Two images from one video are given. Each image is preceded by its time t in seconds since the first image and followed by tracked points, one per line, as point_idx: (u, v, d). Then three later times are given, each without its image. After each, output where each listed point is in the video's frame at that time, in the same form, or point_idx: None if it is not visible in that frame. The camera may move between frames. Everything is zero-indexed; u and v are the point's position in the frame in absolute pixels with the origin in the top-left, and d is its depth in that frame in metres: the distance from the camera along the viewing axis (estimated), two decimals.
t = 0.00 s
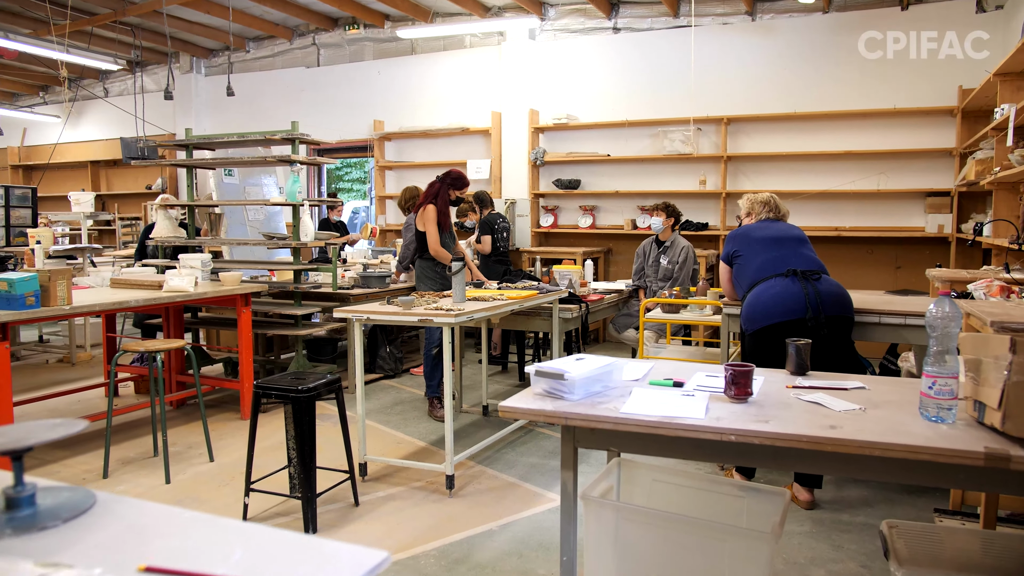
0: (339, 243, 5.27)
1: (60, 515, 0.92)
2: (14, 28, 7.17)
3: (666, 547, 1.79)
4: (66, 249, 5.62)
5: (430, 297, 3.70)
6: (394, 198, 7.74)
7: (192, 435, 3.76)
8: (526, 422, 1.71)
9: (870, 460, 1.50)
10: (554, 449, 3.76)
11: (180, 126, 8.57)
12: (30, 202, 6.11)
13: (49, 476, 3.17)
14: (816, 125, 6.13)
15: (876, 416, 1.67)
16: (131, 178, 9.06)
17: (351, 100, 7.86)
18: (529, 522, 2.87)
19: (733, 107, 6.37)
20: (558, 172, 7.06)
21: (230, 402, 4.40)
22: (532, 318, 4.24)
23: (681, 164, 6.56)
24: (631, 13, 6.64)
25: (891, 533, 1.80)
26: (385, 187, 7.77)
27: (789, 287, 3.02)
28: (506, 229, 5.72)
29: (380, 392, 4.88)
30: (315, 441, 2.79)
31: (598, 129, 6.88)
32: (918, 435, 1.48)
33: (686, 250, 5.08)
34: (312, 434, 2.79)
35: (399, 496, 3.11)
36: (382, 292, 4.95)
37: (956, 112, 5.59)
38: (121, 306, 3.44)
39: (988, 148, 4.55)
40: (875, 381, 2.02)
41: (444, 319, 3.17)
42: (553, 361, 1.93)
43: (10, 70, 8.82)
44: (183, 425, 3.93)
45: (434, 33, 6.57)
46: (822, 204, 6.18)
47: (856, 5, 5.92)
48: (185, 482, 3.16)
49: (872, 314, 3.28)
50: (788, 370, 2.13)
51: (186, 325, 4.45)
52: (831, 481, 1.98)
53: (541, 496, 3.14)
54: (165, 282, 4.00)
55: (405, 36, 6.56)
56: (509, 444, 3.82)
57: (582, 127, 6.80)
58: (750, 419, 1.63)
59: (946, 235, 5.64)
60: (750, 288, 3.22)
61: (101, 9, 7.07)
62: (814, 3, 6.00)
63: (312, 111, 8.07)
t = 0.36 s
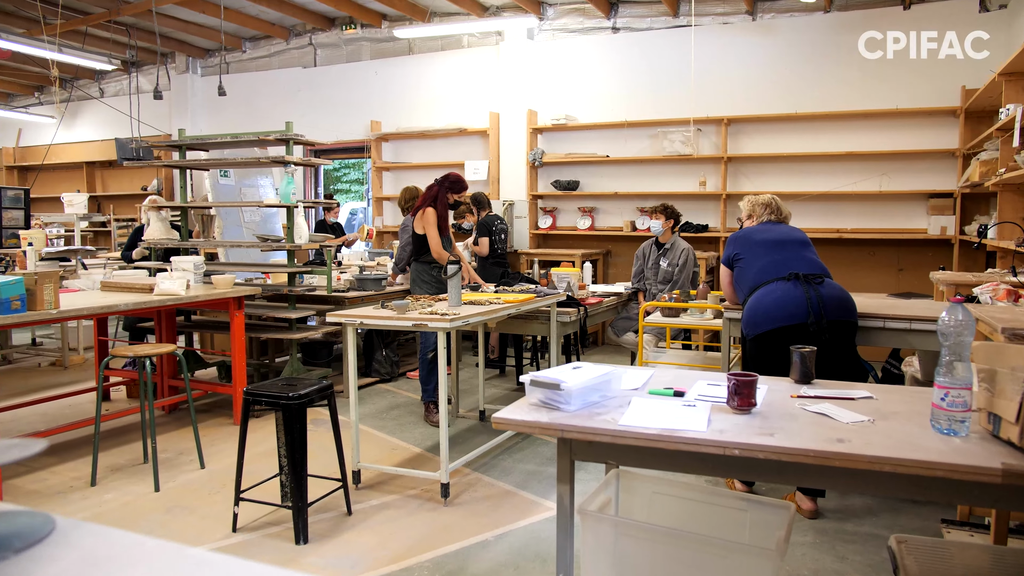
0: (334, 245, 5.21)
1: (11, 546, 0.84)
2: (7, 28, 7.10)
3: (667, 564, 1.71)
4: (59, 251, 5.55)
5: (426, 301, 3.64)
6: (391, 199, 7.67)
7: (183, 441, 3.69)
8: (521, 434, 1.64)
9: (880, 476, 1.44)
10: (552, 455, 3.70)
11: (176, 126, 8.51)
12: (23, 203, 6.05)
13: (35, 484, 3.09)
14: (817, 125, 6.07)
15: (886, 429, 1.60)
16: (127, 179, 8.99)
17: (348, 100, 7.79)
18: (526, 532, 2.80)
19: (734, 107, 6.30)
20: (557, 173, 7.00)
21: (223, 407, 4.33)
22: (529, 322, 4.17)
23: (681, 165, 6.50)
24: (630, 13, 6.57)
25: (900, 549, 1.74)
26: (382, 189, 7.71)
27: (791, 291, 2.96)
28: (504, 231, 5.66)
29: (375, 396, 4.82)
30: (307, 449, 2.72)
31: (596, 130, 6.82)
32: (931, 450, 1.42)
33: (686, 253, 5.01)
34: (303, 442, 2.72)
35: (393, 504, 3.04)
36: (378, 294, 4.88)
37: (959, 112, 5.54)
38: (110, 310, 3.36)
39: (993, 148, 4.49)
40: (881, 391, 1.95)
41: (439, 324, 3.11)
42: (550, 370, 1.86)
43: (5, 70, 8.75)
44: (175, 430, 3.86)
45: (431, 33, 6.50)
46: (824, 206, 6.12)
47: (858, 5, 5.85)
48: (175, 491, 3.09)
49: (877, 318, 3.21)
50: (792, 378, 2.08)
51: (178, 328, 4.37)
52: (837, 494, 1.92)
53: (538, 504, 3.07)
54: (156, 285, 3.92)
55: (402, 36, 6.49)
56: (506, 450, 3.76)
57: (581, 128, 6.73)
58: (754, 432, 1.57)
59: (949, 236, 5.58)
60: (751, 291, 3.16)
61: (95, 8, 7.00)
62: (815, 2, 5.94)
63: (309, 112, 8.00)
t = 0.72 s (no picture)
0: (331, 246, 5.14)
1: None
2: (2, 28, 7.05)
3: None
4: (52, 253, 5.49)
5: (422, 304, 3.57)
6: (389, 201, 7.61)
7: (176, 447, 3.62)
8: (517, 446, 1.58)
9: (892, 491, 1.38)
10: (551, 462, 3.63)
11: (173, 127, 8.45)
12: (16, 205, 5.99)
13: (23, 492, 2.99)
14: (819, 126, 6.01)
15: (897, 441, 1.55)
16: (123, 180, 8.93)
17: (345, 101, 7.73)
18: (525, 541, 2.73)
19: (735, 108, 6.23)
20: (556, 174, 6.94)
21: (217, 411, 4.26)
22: (528, 326, 4.11)
23: (682, 166, 6.43)
24: (630, 12, 6.50)
25: (911, 565, 1.67)
26: (380, 190, 7.65)
27: (795, 294, 2.90)
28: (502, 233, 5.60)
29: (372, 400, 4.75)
30: (300, 457, 2.65)
31: (596, 131, 6.76)
32: (946, 465, 1.36)
33: (686, 255, 4.94)
34: (296, 450, 2.66)
35: (389, 512, 2.98)
36: (375, 297, 4.81)
37: (964, 112, 5.47)
38: (101, 314, 3.28)
39: (998, 149, 4.43)
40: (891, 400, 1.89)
41: (435, 328, 3.04)
42: (547, 379, 1.80)
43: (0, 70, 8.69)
44: (168, 435, 3.79)
45: (430, 32, 6.43)
46: (826, 207, 6.06)
47: (860, 4, 5.79)
48: (166, 498, 3.00)
49: (882, 322, 3.14)
50: (798, 387, 2.02)
51: (172, 332, 4.27)
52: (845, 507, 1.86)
53: (537, 512, 3.01)
54: (149, 288, 3.83)
55: (399, 35, 6.42)
56: (505, 456, 3.69)
57: (580, 128, 6.67)
58: (760, 445, 1.51)
59: (953, 238, 5.51)
60: (754, 294, 3.09)
61: (90, 8, 6.93)
62: (817, 1, 5.87)
63: (306, 113, 7.94)
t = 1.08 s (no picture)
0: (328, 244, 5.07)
1: None
2: None
3: None
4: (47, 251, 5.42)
5: (419, 303, 3.51)
6: (388, 198, 7.55)
7: (170, 448, 3.56)
8: (514, 451, 1.52)
9: (905, 500, 1.33)
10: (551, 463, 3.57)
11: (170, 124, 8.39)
12: (11, 203, 5.93)
13: (13, 494, 2.90)
14: (821, 122, 5.94)
15: (912, 446, 1.48)
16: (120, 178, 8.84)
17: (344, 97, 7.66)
18: (524, 546, 2.67)
19: (737, 104, 6.16)
20: (556, 171, 6.88)
21: (212, 411, 4.20)
22: (527, 325, 4.05)
23: (684, 163, 6.37)
24: (631, 8, 6.43)
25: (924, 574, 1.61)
26: (379, 188, 7.58)
27: (799, 293, 2.83)
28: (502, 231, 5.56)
29: (371, 399, 4.70)
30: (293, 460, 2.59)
31: (597, 128, 6.68)
32: (965, 473, 1.30)
33: (689, 253, 4.86)
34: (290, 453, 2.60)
35: (385, 516, 2.92)
36: (373, 295, 4.75)
37: (970, 108, 5.40)
38: (92, 312, 3.21)
39: (1005, 145, 4.36)
40: (902, 403, 1.83)
41: (431, 328, 2.98)
42: (546, 381, 1.74)
43: None
44: (162, 436, 3.72)
45: (429, 28, 6.36)
46: (830, 204, 5.99)
47: None
48: (159, 501, 2.92)
49: (889, 321, 3.08)
50: (806, 389, 1.98)
51: (167, 331, 4.19)
52: (853, 514, 1.81)
53: (537, 515, 2.95)
54: (142, 286, 3.75)
55: (399, 31, 6.36)
56: (504, 457, 3.63)
57: (581, 125, 6.60)
58: (768, 452, 1.45)
59: (958, 236, 5.44)
60: (757, 293, 3.03)
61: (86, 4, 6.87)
62: None
63: (305, 110, 7.88)
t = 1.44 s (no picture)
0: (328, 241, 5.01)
1: None
2: None
3: None
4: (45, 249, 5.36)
5: (418, 301, 3.45)
6: (389, 195, 7.49)
7: (166, 448, 3.51)
8: (513, 455, 1.46)
9: (923, 508, 1.27)
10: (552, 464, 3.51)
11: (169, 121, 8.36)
12: (9, 200, 5.89)
13: (5, 495, 2.83)
14: (826, 119, 5.87)
15: (931, 451, 1.42)
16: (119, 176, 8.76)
17: (344, 94, 7.61)
18: (525, 549, 2.61)
19: (741, 100, 6.09)
20: (558, 168, 6.81)
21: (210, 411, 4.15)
22: (529, 323, 3.99)
23: (688, 159, 6.29)
24: (634, 3, 6.36)
25: None
26: (380, 185, 7.53)
27: (806, 291, 2.77)
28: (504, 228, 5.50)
29: (371, 398, 4.64)
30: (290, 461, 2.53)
31: (600, 124, 6.61)
32: (987, 481, 1.24)
33: (693, 250, 4.79)
34: (286, 454, 2.54)
35: (384, 518, 2.86)
36: (373, 293, 4.69)
37: (978, 104, 5.32)
38: (86, 311, 3.15)
39: (1016, 140, 4.28)
40: (917, 404, 1.76)
41: (431, 327, 2.92)
42: (546, 382, 1.68)
43: None
44: (158, 436, 3.66)
45: (429, 24, 6.30)
46: (835, 201, 5.91)
47: None
48: (154, 503, 2.86)
49: (899, 320, 3.01)
50: (817, 389, 1.92)
51: (164, 329, 4.13)
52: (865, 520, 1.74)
53: (538, 518, 2.89)
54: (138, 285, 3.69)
55: (399, 26, 6.29)
56: (505, 458, 3.57)
57: (583, 121, 6.53)
58: (778, 457, 1.39)
59: (966, 233, 5.36)
60: (764, 291, 2.96)
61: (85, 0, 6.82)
62: None
63: (305, 106, 7.82)
